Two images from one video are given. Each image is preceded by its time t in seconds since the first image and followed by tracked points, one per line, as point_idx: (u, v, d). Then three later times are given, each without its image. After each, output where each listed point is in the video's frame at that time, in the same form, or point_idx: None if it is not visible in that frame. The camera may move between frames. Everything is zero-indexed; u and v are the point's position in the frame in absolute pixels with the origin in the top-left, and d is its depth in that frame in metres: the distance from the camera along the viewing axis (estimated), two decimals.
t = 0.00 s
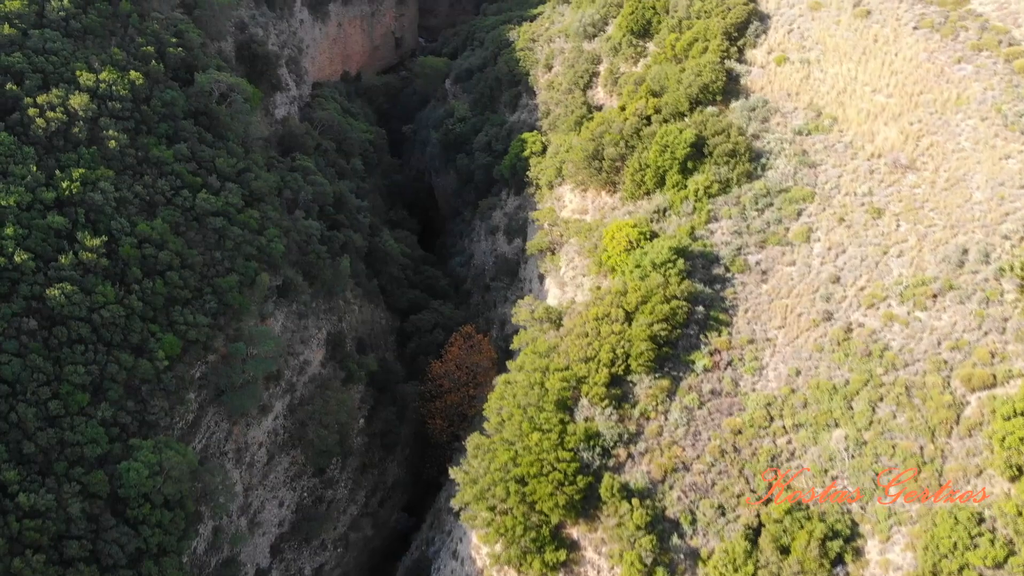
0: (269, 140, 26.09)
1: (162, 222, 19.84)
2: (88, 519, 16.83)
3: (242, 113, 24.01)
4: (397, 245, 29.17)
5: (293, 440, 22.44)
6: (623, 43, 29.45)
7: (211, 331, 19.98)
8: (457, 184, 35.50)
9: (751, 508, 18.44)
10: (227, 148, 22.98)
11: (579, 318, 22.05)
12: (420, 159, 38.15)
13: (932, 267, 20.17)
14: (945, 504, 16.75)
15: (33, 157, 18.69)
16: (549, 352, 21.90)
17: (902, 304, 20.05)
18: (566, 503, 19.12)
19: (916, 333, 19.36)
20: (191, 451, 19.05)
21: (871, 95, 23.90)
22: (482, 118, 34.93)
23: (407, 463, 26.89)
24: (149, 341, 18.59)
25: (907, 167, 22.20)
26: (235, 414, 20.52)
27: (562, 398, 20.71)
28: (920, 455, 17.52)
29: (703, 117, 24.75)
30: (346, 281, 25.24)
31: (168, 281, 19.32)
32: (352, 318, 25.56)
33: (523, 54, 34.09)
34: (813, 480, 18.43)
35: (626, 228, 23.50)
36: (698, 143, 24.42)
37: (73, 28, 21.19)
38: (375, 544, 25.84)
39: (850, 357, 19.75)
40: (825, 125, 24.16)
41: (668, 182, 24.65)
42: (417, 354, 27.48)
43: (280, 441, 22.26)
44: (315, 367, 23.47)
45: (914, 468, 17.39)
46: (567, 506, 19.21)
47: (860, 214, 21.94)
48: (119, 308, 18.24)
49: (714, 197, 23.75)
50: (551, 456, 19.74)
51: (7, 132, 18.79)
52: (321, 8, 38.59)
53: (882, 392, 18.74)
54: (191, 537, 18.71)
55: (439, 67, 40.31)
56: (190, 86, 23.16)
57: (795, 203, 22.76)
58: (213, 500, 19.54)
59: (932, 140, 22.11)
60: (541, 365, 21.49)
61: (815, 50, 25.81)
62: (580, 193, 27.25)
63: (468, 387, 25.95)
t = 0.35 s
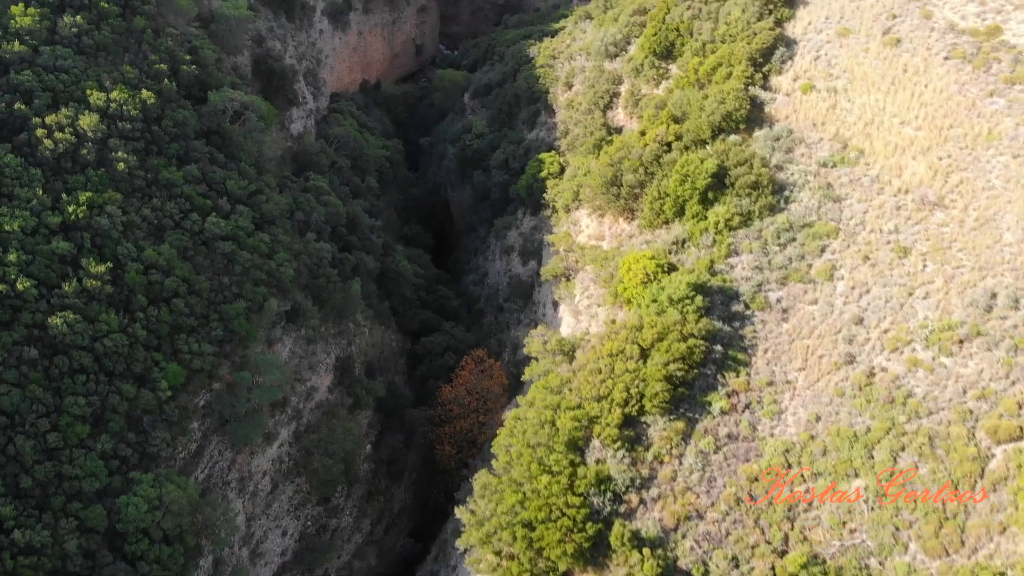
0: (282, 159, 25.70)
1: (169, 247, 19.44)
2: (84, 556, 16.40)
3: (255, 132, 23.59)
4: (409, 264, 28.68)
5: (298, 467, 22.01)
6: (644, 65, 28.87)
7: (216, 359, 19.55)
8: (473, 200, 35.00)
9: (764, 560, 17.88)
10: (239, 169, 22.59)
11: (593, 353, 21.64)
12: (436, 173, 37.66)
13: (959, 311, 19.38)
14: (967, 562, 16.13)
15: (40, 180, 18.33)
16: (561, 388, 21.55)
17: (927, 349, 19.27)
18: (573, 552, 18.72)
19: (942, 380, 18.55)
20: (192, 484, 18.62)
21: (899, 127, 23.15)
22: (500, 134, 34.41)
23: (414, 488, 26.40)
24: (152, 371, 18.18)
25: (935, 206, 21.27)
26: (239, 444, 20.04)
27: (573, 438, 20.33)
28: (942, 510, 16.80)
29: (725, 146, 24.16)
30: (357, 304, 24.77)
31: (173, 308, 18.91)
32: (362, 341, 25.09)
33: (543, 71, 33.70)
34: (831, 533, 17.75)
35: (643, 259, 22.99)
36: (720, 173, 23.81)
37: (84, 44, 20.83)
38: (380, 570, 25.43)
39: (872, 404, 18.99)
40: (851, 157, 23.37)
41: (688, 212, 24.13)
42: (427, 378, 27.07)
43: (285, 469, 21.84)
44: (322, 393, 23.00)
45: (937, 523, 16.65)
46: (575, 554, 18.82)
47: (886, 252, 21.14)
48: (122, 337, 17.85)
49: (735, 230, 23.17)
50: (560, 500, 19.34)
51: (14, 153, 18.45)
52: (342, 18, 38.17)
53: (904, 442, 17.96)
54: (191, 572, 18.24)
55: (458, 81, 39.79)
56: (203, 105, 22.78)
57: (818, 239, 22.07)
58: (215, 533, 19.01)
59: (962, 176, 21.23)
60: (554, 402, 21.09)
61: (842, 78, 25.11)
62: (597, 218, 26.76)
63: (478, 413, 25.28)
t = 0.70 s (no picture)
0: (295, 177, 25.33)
1: (175, 271, 19.06)
2: None
3: (267, 151, 23.19)
4: (421, 285, 28.24)
5: (302, 495, 21.53)
6: (665, 86, 28.35)
7: (220, 387, 19.12)
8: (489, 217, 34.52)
9: None
10: (250, 189, 22.19)
11: (606, 389, 21.15)
12: (453, 187, 37.22)
13: (984, 356, 18.69)
14: None
15: (45, 202, 17.97)
16: (571, 425, 21.08)
17: (950, 395, 18.61)
18: None
19: (965, 429, 17.86)
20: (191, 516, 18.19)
21: (926, 160, 22.44)
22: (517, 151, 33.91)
23: (421, 514, 25.92)
24: (154, 400, 17.77)
25: (962, 244, 20.57)
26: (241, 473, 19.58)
27: (582, 479, 19.82)
28: (961, 567, 16.02)
29: (747, 176, 23.64)
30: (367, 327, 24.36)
31: (178, 335, 18.52)
32: (370, 364, 24.64)
33: (562, 88, 33.20)
34: None
35: (660, 292, 22.50)
36: (741, 204, 23.25)
37: (95, 61, 20.47)
38: None
39: (892, 452, 18.35)
40: (876, 191, 22.68)
41: (707, 243, 23.54)
42: (437, 401, 26.66)
43: (288, 497, 21.35)
44: (328, 419, 22.56)
45: None
46: None
47: (909, 291, 20.51)
48: (124, 365, 17.47)
49: (754, 264, 22.60)
50: (566, 546, 19.01)
51: (19, 174, 18.09)
52: (361, 28, 37.77)
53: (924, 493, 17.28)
54: None
55: (476, 94, 39.30)
56: (215, 123, 22.42)
57: (841, 275, 21.46)
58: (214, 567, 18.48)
59: (991, 215, 20.55)
60: (565, 440, 20.63)
61: (869, 108, 24.42)
62: (613, 244, 26.26)
63: (486, 439, 24.83)
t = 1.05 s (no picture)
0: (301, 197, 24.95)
1: (174, 298, 18.67)
2: None
3: (273, 171, 22.81)
4: (428, 306, 27.77)
5: (301, 525, 21.10)
6: (680, 108, 27.91)
7: (217, 417, 18.74)
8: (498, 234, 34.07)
9: None
10: (254, 212, 21.83)
11: (614, 425, 20.63)
12: (462, 202, 36.77)
13: (1003, 400, 18.16)
14: None
15: (43, 228, 17.61)
16: (576, 463, 20.55)
17: (967, 440, 18.12)
18: None
19: (982, 476, 17.44)
20: (186, 550, 17.80)
21: (947, 192, 21.78)
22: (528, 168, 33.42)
23: (422, 540, 25.48)
24: (149, 432, 17.40)
25: (982, 281, 20.00)
26: (238, 505, 19.16)
27: (587, 521, 19.29)
28: None
29: (761, 207, 23.00)
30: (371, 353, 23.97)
31: (176, 365, 18.13)
32: (373, 389, 24.22)
33: (575, 105, 32.73)
34: None
35: (671, 325, 22.03)
36: (755, 235, 22.63)
37: (99, 80, 20.08)
38: None
39: (906, 498, 17.85)
40: (894, 224, 22.06)
41: (719, 274, 23.02)
42: (441, 425, 26.24)
43: (287, 527, 20.90)
44: (329, 446, 22.14)
45: None
46: None
47: (927, 329, 19.94)
48: (120, 397, 17.10)
49: (768, 297, 22.06)
50: None
51: (18, 199, 17.71)
52: (374, 38, 37.39)
53: (939, 542, 16.91)
54: None
55: (488, 108, 38.81)
56: (220, 143, 22.04)
57: (856, 311, 20.90)
58: None
59: (1012, 251, 19.94)
60: (570, 479, 20.07)
61: (888, 136, 23.73)
62: (624, 270, 25.82)
63: (491, 467, 24.34)
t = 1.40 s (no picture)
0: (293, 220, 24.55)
1: (162, 331, 18.24)
2: None
3: (265, 195, 22.41)
4: (423, 329, 27.21)
5: (292, 558, 20.65)
6: (680, 127, 27.49)
7: (205, 452, 18.29)
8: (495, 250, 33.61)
9: None
10: (244, 238, 21.42)
11: (612, 458, 20.25)
12: (459, 217, 36.32)
13: (1009, 436, 17.72)
14: None
15: (27, 260, 17.18)
16: (574, 498, 20.09)
17: (973, 476, 17.67)
18: None
19: (987, 514, 16.99)
20: None
21: (951, 218, 21.31)
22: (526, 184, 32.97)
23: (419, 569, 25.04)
24: (135, 471, 16.96)
25: (988, 311, 19.56)
26: (226, 541, 18.69)
27: (583, 560, 19.08)
28: None
29: (762, 231, 22.59)
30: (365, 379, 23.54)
31: (162, 401, 17.70)
32: (366, 416, 23.80)
33: (574, 121, 32.30)
34: None
35: (671, 354, 21.65)
36: (756, 261, 22.19)
37: (87, 105, 19.64)
38: None
39: (910, 536, 17.43)
40: (898, 250, 21.60)
41: (719, 301, 22.61)
42: (436, 450, 25.72)
43: (277, 560, 20.45)
44: (321, 477, 21.71)
45: None
46: None
47: (932, 360, 19.49)
48: (104, 437, 16.68)
49: (769, 325, 21.64)
50: None
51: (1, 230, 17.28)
52: (371, 50, 36.94)
53: None
54: None
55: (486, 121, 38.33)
56: (211, 167, 21.62)
57: (859, 341, 20.45)
58: None
59: (1018, 280, 19.50)
60: (565, 517, 19.75)
61: (891, 158, 23.19)
62: (622, 293, 25.45)
63: (487, 494, 23.82)
